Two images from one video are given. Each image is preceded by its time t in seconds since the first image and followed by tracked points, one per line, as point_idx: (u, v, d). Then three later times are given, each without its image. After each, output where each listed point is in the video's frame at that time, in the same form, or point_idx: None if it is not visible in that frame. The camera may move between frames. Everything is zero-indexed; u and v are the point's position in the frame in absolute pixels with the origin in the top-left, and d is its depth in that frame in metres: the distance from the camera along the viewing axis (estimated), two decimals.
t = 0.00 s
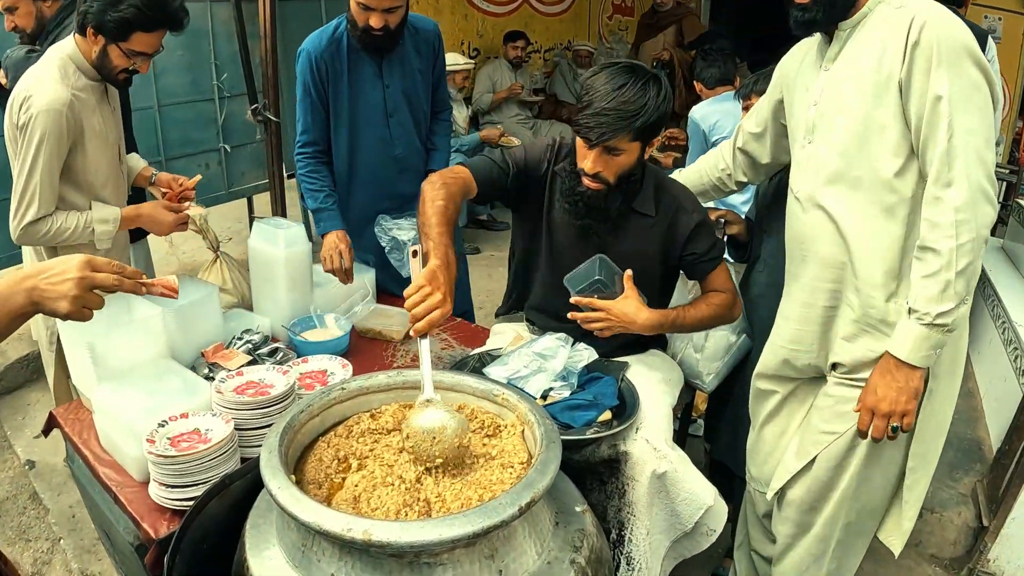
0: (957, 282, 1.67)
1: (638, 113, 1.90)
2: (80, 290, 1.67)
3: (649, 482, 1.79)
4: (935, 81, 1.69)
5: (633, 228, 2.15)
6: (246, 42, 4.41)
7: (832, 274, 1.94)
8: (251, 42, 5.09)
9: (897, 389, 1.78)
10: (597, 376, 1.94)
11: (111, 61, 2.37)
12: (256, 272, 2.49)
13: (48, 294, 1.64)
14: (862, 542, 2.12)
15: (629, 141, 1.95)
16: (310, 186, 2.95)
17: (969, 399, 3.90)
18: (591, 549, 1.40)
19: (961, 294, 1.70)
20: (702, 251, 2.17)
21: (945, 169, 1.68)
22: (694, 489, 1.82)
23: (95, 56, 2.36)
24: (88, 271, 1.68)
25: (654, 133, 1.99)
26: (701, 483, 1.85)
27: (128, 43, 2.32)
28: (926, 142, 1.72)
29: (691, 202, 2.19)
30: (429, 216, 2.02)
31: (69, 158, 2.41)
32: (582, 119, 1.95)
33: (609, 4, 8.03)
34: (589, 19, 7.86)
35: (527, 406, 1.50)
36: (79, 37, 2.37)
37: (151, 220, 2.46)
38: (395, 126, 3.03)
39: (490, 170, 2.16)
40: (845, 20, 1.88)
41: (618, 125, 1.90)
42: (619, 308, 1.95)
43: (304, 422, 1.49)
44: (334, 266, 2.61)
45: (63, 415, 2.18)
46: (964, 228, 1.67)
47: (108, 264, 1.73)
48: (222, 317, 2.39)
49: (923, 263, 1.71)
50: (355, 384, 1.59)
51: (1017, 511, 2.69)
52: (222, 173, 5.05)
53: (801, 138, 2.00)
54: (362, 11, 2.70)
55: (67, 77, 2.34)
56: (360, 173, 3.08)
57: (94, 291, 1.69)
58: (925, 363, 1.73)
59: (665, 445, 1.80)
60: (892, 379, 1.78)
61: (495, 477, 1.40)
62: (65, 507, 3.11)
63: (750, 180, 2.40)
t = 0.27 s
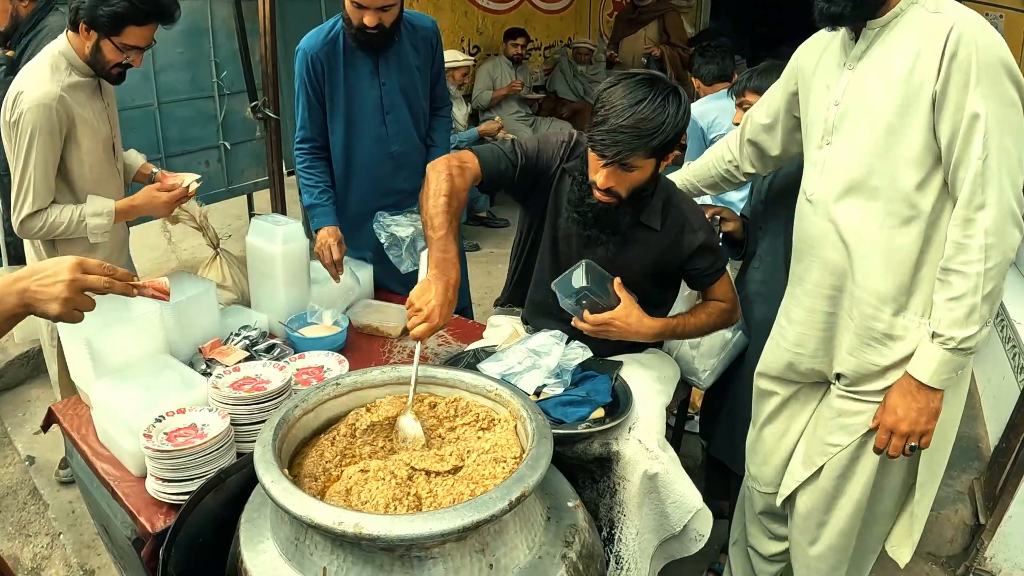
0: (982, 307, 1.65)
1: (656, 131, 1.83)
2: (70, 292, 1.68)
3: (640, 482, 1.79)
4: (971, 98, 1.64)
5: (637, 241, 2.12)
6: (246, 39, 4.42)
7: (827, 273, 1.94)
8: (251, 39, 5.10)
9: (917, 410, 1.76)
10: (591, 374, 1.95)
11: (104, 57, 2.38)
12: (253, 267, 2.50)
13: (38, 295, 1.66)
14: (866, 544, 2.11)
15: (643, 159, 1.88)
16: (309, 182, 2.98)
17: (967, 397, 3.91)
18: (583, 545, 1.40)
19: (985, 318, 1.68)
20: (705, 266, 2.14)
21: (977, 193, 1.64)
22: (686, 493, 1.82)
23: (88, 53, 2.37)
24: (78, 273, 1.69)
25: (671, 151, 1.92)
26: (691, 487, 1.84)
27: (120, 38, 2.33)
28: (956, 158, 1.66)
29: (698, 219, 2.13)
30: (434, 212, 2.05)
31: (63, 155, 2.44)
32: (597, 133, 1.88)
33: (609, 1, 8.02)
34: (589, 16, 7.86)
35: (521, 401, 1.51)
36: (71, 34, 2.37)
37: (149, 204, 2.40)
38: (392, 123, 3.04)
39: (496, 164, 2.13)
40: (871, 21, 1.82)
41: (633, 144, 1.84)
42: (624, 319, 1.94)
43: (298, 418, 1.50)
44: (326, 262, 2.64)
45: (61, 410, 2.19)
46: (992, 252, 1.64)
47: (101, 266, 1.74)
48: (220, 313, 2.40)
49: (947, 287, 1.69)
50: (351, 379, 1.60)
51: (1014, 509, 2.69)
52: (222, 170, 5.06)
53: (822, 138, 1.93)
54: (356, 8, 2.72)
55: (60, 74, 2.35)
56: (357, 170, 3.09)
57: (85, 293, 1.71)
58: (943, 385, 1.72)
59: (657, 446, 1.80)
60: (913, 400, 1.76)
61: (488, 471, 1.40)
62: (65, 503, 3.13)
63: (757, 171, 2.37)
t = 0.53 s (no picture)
0: (987, 334, 1.56)
1: (651, 119, 1.84)
2: (54, 300, 1.70)
3: (632, 475, 1.81)
4: (1002, 117, 1.52)
5: (635, 234, 2.13)
6: (245, 36, 4.43)
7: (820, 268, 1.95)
8: (251, 36, 5.11)
9: (906, 424, 1.69)
10: (586, 368, 1.96)
11: (98, 51, 2.40)
12: (250, 262, 2.51)
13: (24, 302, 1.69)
14: (865, 547, 2.07)
15: (640, 146, 1.89)
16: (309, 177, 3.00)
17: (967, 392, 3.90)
18: (572, 536, 1.42)
19: (989, 345, 1.60)
20: (708, 254, 2.15)
21: (998, 216, 1.53)
22: (677, 485, 1.84)
23: (83, 48, 2.39)
24: (63, 281, 1.72)
25: (666, 136, 1.93)
26: (682, 480, 1.86)
27: (114, 32, 2.35)
28: (981, 177, 1.56)
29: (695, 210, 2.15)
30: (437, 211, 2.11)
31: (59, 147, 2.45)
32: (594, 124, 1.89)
33: None
34: (589, 13, 7.85)
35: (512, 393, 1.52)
36: (67, 30, 2.40)
37: (145, 200, 2.47)
38: (389, 118, 3.05)
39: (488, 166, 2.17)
40: (903, 20, 1.68)
41: (630, 132, 1.84)
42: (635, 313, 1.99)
43: (291, 410, 1.52)
44: (322, 258, 2.65)
45: (60, 403, 2.22)
46: (1006, 280, 1.54)
47: (86, 272, 1.77)
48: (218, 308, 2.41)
49: (954, 309, 1.60)
50: (344, 371, 1.61)
51: (1011, 505, 2.69)
52: (222, 167, 5.07)
53: (846, 141, 1.83)
54: (350, 7, 2.71)
55: (56, 69, 2.37)
56: (355, 167, 3.10)
57: (69, 300, 1.73)
58: (933, 405, 1.65)
59: (649, 438, 1.82)
60: (903, 413, 1.69)
61: (476, 461, 1.42)
62: (65, 496, 3.15)
63: (791, 172, 2.19)
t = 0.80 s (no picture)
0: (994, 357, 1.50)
1: (630, 85, 1.93)
2: (42, 291, 1.76)
3: (626, 465, 1.81)
4: (1009, 128, 1.46)
5: (623, 210, 2.17)
6: (247, 33, 4.45)
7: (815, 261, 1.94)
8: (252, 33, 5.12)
9: (917, 458, 1.63)
10: (580, 360, 1.95)
11: (97, 46, 2.41)
12: (250, 256, 2.53)
13: (12, 294, 1.75)
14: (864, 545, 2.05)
15: (621, 114, 1.97)
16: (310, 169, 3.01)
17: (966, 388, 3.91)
18: (565, 526, 1.42)
19: (995, 367, 1.54)
20: (697, 230, 2.19)
21: (1000, 233, 1.47)
22: (672, 475, 1.84)
23: (81, 42, 2.41)
24: (50, 272, 1.77)
25: (645, 106, 2.01)
26: (678, 470, 1.86)
27: (113, 26, 2.36)
28: (983, 190, 1.51)
29: (682, 189, 2.20)
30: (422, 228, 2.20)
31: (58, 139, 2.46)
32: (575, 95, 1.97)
33: None
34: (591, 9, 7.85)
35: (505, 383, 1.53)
36: (66, 25, 2.42)
37: (142, 196, 2.47)
38: (388, 112, 3.06)
39: (472, 176, 2.27)
40: (921, 20, 1.62)
41: (611, 98, 1.93)
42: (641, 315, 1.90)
43: (286, 400, 1.53)
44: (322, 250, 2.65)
45: (60, 395, 2.23)
46: (1011, 298, 1.49)
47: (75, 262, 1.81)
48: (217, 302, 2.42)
49: (957, 330, 1.54)
50: (339, 362, 1.61)
51: (1010, 500, 2.69)
52: (223, 163, 5.09)
53: (852, 142, 1.79)
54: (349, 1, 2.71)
55: (54, 63, 2.38)
56: (354, 161, 3.11)
57: (57, 291, 1.78)
58: (944, 436, 1.59)
59: (643, 428, 1.82)
60: (914, 448, 1.63)
61: (468, 449, 1.43)
62: (66, 489, 3.18)
63: (797, 162, 2.17)
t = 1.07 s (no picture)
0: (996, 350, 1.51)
1: (622, 75, 1.97)
2: (25, 298, 1.80)
3: (618, 462, 1.82)
4: (1003, 119, 1.48)
5: (617, 202, 2.19)
6: (248, 34, 4.47)
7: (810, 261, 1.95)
8: (253, 33, 5.14)
9: (920, 454, 1.63)
10: (575, 357, 1.95)
11: (95, 48, 2.43)
12: (249, 256, 2.55)
13: None
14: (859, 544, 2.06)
15: (615, 104, 2.00)
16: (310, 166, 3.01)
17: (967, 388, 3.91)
18: (558, 525, 1.43)
19: (998, 360, 1.55)
20: (675, 232, 2.21)
21: (996, 225, 1.49)
22: (664, 471, 1.83)
23: (80, 44, 2.42)
24: (32, 278, 1.81)
25: (637, 97, 2.04)
26: (670, 466, 1.84)
27: (110, 29, 2.37)
28: (981, 181, 1.51)
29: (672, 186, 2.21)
30: (431, 214, 2.12)
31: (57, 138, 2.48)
32: (570, 87, 2.01)
33: None
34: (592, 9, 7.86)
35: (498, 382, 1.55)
36: (63, 27, 2.43)
37: (141, 191, 2.51)
38: (389, 112, 3.07)
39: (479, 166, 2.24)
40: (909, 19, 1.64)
41: (604, 88, 1.96)
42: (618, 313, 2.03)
43: (283, 399, 1.55)
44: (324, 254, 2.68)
45: (61, 395, 2.25)
46: (1012, 289, 1.50)
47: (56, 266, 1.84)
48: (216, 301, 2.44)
49: (960, 324, 1.55)
50: (336, 362, 1.63)
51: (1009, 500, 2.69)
52: (224, 163, 5.11)
53: (845, 140, 1.80)
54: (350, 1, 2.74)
55: (53, 66, 2.40)
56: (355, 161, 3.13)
57: (40, 297, 1.82)
58: (949, 430, 1.59)
59: (634, 425, 1.83)
60: (917, 444, 1.64)
61: (462, 447, 1.45)
62: (67, 487, 3.20)
63: (775, 163, 2.18)
